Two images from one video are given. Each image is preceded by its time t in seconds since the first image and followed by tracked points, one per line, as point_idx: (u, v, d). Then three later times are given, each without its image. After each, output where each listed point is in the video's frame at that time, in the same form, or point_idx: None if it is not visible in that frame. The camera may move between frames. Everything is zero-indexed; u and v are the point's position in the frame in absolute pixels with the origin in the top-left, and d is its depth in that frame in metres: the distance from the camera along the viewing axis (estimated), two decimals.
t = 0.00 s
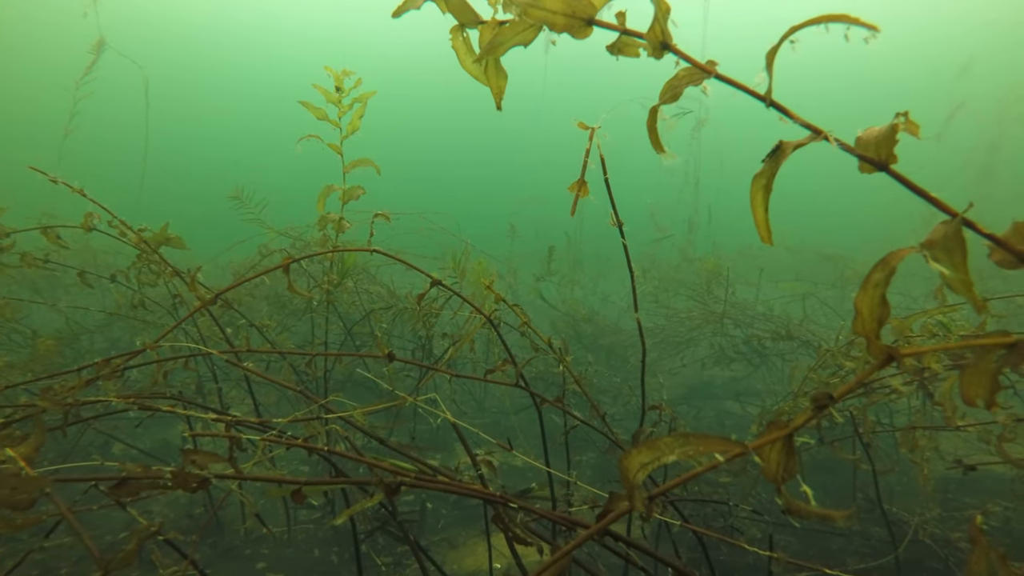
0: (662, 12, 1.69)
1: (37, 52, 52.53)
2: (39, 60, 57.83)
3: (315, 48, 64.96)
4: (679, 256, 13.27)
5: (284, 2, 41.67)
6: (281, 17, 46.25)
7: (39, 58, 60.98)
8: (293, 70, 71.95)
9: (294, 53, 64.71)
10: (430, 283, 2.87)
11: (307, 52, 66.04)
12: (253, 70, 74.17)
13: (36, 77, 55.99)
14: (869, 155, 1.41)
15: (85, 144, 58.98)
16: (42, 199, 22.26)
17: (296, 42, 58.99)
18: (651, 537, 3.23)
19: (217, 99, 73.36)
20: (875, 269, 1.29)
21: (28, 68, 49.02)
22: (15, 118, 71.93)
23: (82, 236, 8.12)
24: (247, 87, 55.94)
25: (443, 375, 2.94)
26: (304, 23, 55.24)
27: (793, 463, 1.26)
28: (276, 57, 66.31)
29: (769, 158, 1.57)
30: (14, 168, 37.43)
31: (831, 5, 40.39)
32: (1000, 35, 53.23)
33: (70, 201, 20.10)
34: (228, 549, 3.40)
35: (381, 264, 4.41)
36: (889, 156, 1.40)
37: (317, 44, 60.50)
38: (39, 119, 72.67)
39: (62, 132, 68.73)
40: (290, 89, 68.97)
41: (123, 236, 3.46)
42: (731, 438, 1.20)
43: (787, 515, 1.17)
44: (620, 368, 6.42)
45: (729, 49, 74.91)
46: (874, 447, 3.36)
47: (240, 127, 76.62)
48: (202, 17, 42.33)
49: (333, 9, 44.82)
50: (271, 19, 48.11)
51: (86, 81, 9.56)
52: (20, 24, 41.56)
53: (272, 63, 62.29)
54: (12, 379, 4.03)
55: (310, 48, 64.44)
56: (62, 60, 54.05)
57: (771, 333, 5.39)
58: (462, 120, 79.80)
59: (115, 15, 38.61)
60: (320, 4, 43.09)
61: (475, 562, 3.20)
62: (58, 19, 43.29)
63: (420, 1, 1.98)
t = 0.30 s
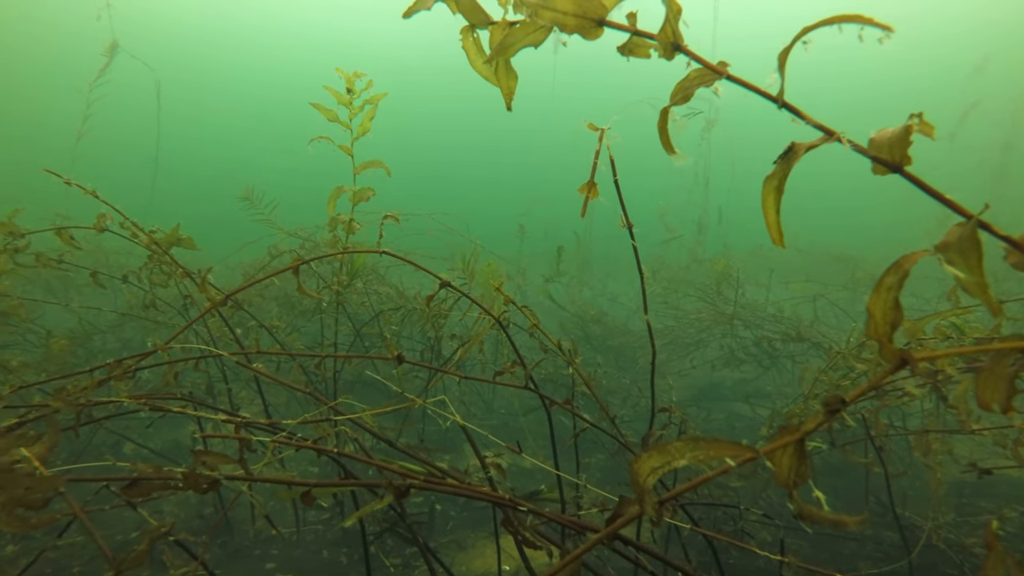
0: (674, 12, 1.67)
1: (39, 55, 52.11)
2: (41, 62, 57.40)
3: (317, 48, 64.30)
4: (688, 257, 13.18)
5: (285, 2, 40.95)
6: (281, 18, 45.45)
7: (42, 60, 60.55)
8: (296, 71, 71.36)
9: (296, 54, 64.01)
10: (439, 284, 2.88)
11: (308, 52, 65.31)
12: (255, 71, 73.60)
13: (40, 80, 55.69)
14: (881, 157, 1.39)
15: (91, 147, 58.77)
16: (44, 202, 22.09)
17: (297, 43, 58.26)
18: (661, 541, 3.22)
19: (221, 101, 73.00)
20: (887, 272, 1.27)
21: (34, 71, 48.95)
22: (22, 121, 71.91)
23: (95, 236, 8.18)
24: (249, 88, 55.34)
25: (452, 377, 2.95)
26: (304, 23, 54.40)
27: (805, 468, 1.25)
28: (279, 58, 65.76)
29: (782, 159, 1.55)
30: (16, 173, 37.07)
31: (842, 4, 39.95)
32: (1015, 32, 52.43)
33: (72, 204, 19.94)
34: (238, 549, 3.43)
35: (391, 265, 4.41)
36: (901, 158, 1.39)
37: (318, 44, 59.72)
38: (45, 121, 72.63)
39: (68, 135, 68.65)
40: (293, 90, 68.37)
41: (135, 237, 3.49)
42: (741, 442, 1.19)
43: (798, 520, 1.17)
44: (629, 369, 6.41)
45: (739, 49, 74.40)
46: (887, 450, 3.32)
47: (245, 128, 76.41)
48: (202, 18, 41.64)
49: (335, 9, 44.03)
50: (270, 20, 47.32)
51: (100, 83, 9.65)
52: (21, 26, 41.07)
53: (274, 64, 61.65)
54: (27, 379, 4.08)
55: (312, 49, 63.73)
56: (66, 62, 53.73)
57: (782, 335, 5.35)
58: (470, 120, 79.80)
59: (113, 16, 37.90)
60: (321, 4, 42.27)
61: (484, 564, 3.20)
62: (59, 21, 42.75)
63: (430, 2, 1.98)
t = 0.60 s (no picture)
0: (688, 12, 1.65)
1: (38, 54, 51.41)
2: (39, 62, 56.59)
3: (318, 47, 63.09)
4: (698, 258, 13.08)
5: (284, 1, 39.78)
6: (280, 17, 44.29)
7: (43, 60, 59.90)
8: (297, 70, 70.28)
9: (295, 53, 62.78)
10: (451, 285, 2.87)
11: (309, 52, 64.17)
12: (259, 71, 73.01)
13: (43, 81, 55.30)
14: (897, 157, 1.37)
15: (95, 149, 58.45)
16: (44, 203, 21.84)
17: (296, 42, 57.07)
18: (672, 544, 3.20)
19: (224, 101, 72.29)
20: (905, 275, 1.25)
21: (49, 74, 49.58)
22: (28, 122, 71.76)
23: (109, 237, 8.24)
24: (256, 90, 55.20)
25: (463, 380, 2.95)
26: (303, 22, 53.15)
27: (819, 473, 1.23)
28: (286, 59, 65.65)
29: (797, 160, 1.53)
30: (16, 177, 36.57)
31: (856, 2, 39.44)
32: None
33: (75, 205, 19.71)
34: (250, 549, 3.45)
35: (402, 266, 4.41)
36: (918, 159, 1.36)
37: (317, 43, 58.51)
38: (50, 122, 72.37)
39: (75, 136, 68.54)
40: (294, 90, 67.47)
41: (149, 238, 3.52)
42: (757, 446, 1.17)
43: (813, 527, 1.17)
44: (640, 370, 6.38)
45: (750, 48, 73.79)
46: (903, 455, 3.26)
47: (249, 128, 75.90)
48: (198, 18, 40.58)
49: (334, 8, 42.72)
50: (281, 22, 47.56)
51: (114, 85, 9.72)
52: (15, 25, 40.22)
53: (273, 63, 60.55)
54: (45, 379, 4.13)
55: (311, 48, 62.59)
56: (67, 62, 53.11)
57: (794, 337, 5.30)
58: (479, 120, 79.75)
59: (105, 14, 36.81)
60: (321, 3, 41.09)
61: (495, 567, 3.20)
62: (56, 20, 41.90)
63: (443, 3, 1.97)
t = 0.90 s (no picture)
0: (705, 12, 1.63)
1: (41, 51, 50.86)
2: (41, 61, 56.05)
3: (320, 47, 61.88)
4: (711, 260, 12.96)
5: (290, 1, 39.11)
6: (280, 17, 43.14)
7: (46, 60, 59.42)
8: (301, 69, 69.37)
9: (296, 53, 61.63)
10: (464, 287, 2.87)
11: (320, 53, 64.36)
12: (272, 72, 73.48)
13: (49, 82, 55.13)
14: (919, 160, 1.34)
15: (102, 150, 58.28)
16: (51, 204, 21.74)
17: (296, 42, 55.87)
18: (686, 548, 3.18)
19: (228, 102, 71.62)
20: (925, 279, 1.21)
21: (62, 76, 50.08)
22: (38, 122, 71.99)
23: (126, 237, 8.32)
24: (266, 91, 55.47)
25: (476, 383, 2.96)
26: (311, 22, 52.84)
27: (835, 479, 1.22)
28: (298, 60, 66.00)
29: (814, 162, 1.52)
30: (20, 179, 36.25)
31: None
32: None
33: (80, 206, 19.54)
34: (263, 549, 3.48)
35: (415, 266, 4.39)
36: (938, 161, 1.34)
37: (318, 44, 57.28)
38: (63, 122, 72.95)
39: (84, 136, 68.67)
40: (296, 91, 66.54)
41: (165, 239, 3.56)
42: (769, 453, 1.16)
43: (831, 532, 1.16)
44: (652, 372, 6.36)
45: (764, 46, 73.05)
46: (921, 460, 3.20)
47: (255, 128, 75.43)
48: (197, 18, 39.66)
49: (335, 8, 41.58)
50: (293, 23, 47.67)
51: (131, 88, 9.82)
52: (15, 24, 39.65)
53: (273, 64, 59.36)
54: (62, 378, 4.18)
55: (312, 49, 61.43)
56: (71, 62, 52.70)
57: (809, 339, 5.24)
58: (490, 121, 79.67)
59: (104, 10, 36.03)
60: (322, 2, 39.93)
61: (506, 569, 3.20)
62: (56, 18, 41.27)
63: (457, 5, 1.97)
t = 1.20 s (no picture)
0: (722, 14, 1.62)
1: (43, 51, 50.30)
2: (43, 61, 55.57)
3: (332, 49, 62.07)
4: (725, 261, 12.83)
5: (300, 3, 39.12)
6: (283, 18, 42.36)
7: (59, 62, 59.90)
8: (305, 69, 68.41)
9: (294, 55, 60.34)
10: (478, 288, 2.87)
11: (332, 53, 64.49)
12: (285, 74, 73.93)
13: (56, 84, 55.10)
14: (941, 161, 1.31)
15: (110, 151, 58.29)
16: (62, 202, 21.81)
17: (295, 43, 54.46)
18: (701, 552, 3.15)
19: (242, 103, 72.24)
20: (946, 282, 1.19)
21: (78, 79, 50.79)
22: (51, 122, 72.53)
23: (144, 239, 8.41)
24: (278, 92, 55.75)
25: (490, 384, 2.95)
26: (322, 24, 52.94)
27: (855, 484, 1.19)
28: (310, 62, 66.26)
29: (834, 162, 1.50)
30: (24, 182, 36.09)
31: None
32: None
33: (89, 204, 19.54)
34: (277, 549, 3.49)
35: (428, 268, 4.39)
36: (963, 161, 1.31)
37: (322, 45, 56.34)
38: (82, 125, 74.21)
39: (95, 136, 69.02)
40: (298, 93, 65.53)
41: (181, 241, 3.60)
42: (790, 456, 1.14)
43: (852, 538, 1.14)
44: (666, 373, 6.32)
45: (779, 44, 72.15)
46: (942, 465, 3.14)
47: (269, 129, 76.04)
48: (196, 18, 38.73)
49: (336, 8, 40.43)
50: (304, 24, 47.68)
51: (148, 89, 9.93)
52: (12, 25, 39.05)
53: (272, 66, 58.14)
54: (81, 377, 4.24)
55: (312, 49, 60.09)
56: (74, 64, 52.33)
57: (825, 341, 5.17)
58: (502, 121, 79.52)
59: (102, 10, 35.32)
60: (322, 2, 38.74)
61: (519, 570, 3.20)
62: (56, 19, 40.67)
63: (474, 7, 1.96)
